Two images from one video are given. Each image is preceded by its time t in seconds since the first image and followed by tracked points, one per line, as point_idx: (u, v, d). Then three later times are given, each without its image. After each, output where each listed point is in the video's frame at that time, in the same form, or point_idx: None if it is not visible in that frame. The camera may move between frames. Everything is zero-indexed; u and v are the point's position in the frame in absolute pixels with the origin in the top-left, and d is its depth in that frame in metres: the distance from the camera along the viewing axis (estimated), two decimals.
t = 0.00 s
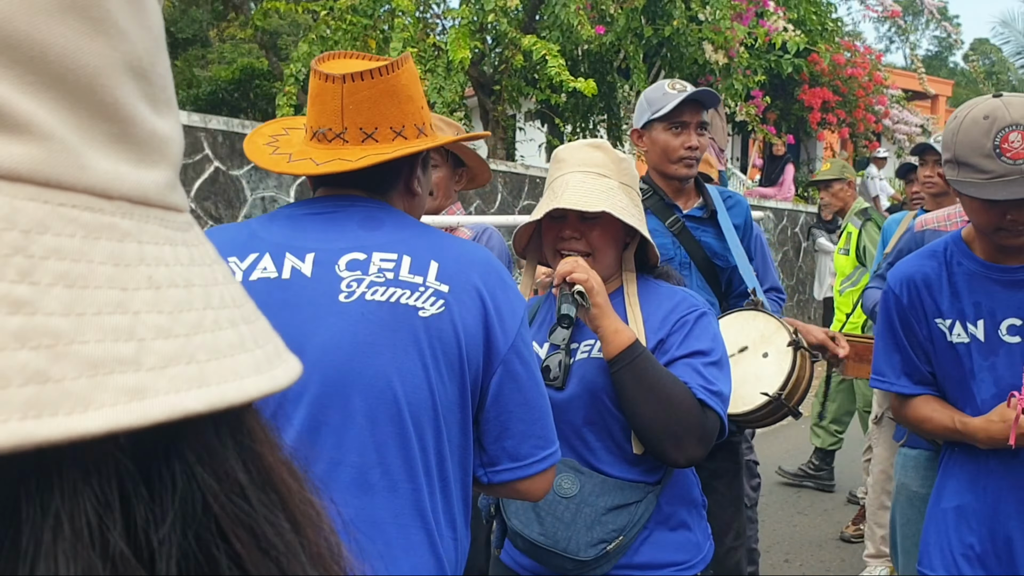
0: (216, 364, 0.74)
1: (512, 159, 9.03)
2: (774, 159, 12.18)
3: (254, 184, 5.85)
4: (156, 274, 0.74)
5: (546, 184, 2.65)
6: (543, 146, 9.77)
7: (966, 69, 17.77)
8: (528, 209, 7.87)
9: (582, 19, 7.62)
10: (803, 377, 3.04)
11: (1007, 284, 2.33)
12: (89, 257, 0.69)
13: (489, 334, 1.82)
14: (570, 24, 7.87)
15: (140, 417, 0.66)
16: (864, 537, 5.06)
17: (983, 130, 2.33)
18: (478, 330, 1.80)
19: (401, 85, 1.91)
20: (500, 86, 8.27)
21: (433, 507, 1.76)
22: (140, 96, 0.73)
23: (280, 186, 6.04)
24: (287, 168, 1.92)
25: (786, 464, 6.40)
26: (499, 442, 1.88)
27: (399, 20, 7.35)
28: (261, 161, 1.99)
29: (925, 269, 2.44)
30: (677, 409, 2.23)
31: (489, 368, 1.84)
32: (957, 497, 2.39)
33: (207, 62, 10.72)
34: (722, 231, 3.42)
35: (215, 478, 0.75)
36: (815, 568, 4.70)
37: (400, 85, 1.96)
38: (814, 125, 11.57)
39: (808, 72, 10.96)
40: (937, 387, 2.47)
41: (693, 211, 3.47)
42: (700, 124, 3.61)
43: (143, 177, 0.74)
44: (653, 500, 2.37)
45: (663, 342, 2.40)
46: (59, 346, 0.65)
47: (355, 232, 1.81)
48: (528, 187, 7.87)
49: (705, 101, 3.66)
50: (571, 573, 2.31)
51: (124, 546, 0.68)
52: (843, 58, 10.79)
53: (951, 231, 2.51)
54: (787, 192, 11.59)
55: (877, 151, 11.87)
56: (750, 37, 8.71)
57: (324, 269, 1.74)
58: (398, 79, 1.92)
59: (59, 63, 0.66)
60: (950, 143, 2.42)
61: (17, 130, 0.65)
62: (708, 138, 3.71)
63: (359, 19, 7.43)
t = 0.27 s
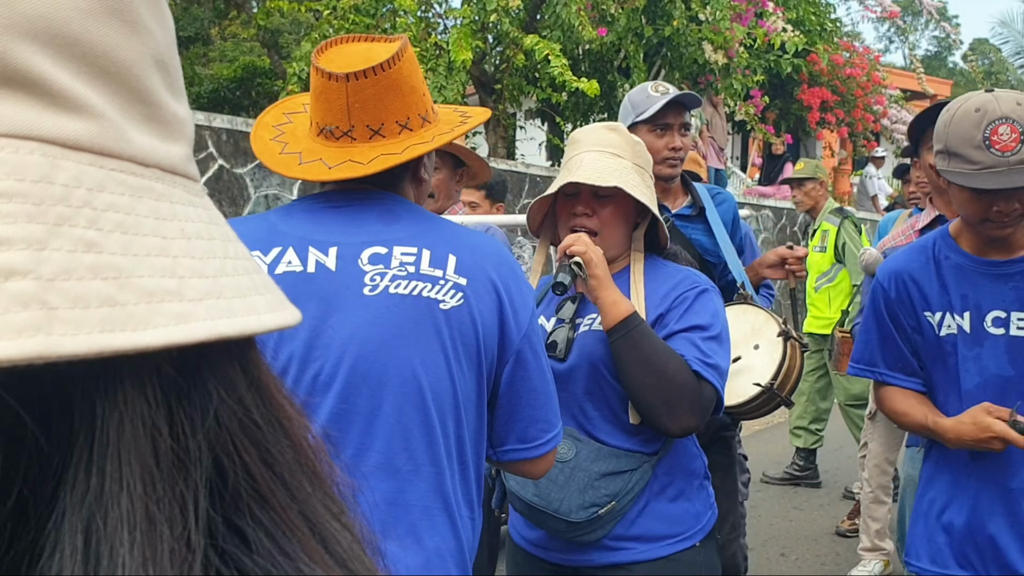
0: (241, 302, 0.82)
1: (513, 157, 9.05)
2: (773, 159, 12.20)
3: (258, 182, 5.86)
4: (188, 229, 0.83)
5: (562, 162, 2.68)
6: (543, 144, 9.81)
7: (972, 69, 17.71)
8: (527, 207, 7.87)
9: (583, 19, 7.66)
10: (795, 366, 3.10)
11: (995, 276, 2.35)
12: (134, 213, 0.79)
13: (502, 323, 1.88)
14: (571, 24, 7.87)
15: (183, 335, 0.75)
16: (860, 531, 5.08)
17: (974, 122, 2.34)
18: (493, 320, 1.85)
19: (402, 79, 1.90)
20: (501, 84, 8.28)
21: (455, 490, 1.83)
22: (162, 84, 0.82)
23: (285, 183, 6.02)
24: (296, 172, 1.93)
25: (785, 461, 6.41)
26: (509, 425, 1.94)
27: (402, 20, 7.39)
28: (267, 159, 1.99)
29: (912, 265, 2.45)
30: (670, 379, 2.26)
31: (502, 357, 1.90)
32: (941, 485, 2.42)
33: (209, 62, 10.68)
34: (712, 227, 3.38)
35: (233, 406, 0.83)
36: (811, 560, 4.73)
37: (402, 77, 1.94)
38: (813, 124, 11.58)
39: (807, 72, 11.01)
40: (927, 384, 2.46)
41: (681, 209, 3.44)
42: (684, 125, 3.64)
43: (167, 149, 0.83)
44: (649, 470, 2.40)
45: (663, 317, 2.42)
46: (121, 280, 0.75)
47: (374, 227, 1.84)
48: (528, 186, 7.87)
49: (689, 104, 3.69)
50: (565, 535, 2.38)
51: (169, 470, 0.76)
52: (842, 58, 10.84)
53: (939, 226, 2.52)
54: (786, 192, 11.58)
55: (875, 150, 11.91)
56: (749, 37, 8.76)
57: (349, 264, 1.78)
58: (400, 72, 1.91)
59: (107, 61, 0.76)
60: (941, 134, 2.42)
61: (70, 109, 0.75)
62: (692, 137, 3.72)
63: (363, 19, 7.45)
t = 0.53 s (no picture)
0: (277, 264, 0.88)
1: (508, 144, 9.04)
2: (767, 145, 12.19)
3: (255, 168, 5.86)
4: (221, 194, 0.90)
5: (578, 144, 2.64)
6: (539, 131, 9.80)
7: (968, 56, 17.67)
8: (523, 193, 7.86)
9: (577, 7, 7.65)
10: (783, 344, 3.13)
11: (966, 263, 2.36)
12: (168, 179, 0.85)
13: (493, 316, 1.97)
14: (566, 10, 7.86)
15: (224, 291, 0.81)
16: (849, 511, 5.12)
17: (948, 118, 2.34)
18: (484, 312, 1.94)
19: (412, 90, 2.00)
20: (496, 70, 8.26)
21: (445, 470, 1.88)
22: (193, 57, 0.89)
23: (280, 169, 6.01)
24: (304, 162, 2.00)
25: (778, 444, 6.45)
26: (491, 417, 2.02)
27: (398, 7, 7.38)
28: (277, 153, 2.07)
29: (888, 253, 2.46)
30: (674, 362, 2.25)
31: (490, 349, 1.98)
32: (924, 460, 2.44)
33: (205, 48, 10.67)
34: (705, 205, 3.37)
35: (274, 366, 0.91)
36: (800, 539, 4.78)
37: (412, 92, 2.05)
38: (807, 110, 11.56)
39: (802, 58, 11.01)
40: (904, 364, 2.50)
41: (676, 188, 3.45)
42: (683, 110, 3.63)
43: (200, 120, 0.90)
44: (654, 450, 2.38)
45: (668, 302, 2.43)
46: (159, 238, 0.81)
47: (377, 218, 1.92)
48: (523, 171, 7.87)
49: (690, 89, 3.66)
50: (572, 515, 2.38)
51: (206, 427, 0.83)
52: (836, 44, 10.86)
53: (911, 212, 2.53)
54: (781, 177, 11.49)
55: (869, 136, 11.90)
56: (743, 23, 8.75)
57: (353, 249, 1.85)
58: (411, 85, 2.02)
59: (140, 34, 0.84)
60: (914, 129, 2.42)
61: (108, 80, 0.82)
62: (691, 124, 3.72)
63: (358, 6, 7.45)
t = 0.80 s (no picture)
0: (244, 267, 0.81)
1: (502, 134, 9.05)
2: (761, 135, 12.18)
3: (250, 159, 5.87)
4: (188, 194, 0.83)
5: (603, 152, 2.52)
6: (534, 121, 9.80)
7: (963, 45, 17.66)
8: (518, 183, 7.87)
9: None
10: (771, 341, 3.15)
11: (947, 251, 2.35)
12: (128, 177, 0.79)
13: (477, 309, 2.00)
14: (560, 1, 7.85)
15: (178, 296, 0.74)
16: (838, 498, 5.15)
17: (927, 120, 2.30)
18: (470, 304, 1.97)
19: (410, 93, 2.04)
20: (490, 61, 8.27)
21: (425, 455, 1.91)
22: (171, 54, 0.82)
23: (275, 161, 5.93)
24: (302, 156, 2.01)
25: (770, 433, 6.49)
26: (471, 407, 2.05)
27: None
28: (276, 145, 2.07)
29: (873, 235, 2.44)
30: (691, 388, 2.21)
31: (473, 340, 2.01)
32: (904, 443, 2.42)
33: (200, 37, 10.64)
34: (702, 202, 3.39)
35: (254, 373, 0.83)
36: (790, 525, 4.80)
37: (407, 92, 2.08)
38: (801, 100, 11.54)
39: (796, 48, 11.01)
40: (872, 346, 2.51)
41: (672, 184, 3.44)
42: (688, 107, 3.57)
43: (175, 117, 0.84)
44: (662, 457, 2.34)
45: (681, 325, 2.34)
46: (104, 243, 0.74)
47: (368, 209, 1.94)
48: (518, 162, 7.87)
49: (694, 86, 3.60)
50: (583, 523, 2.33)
51: (168, 435, 0.75)
52: (831, 34, 10.86)
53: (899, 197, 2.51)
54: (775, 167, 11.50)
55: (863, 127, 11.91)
56: (738, 15, 8.77)
57: (345, 237, 1.87)
58: (407, 89, 2.05)
59: (104, 31, 0.77)
60: (894, 129, 2.38)
61: (65, 78, 0.76)
62: (693, 117, 3.66)
63: None
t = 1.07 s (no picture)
0: (55, 306, 0.76)
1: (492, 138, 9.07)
2: (750, 139, 12.21)
3: (238, 165, 5.89)
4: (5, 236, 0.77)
5: (611, 140, 2.45)
6: (523, 125, 9.82)
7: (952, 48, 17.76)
8: (506, 187, 7.88)
9: (559, 4, 7.67)
10: (762, 352, 3.16)
11: (917, 256, 2.35)
12: None
13: (439, 299, 1.97)
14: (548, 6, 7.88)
15: None
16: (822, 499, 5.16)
17: (889, 126, 2.30)
18: (431, 297, 1.94)
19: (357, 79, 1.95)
20: (478, 66, 8.29)
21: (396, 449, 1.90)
22: None
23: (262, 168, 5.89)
24: (252, 160, 1.95)
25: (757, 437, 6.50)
26: (441, 391, 2.04)
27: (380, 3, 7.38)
28: (225, 147, 2.01)
29: (844, 243, 2.46)
30: (684, 385, 2.17)
31: (437, 329, 1.99)
32: (879, 443, 2.41)
33: (189, 42, 10.63)
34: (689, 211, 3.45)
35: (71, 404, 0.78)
36: (774, 526, 4.82)
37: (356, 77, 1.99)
38: (788, 104, 11.55)
39: (783, 52, 11.06)
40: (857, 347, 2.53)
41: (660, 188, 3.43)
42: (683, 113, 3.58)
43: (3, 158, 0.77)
44: (646, 447, 2.30)
45: (678, 320, 2.32)
46: None
47: (323, 210, 1.89)
48: (506, 166, 7.88)
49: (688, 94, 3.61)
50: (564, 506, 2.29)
51: None
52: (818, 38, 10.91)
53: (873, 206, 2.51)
54: (763, 170, 11.53)
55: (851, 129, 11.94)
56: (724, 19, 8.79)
57: (298, 244, 1.82)
58: (355, 74, 1.96)
59: None
60: (861, 135, 2.38)
61: None
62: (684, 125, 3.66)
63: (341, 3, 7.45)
